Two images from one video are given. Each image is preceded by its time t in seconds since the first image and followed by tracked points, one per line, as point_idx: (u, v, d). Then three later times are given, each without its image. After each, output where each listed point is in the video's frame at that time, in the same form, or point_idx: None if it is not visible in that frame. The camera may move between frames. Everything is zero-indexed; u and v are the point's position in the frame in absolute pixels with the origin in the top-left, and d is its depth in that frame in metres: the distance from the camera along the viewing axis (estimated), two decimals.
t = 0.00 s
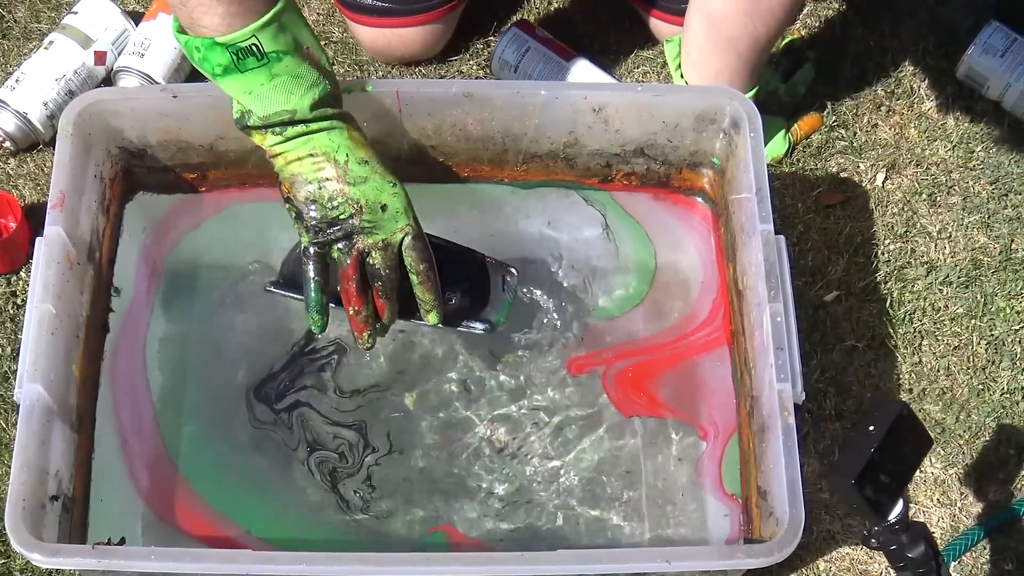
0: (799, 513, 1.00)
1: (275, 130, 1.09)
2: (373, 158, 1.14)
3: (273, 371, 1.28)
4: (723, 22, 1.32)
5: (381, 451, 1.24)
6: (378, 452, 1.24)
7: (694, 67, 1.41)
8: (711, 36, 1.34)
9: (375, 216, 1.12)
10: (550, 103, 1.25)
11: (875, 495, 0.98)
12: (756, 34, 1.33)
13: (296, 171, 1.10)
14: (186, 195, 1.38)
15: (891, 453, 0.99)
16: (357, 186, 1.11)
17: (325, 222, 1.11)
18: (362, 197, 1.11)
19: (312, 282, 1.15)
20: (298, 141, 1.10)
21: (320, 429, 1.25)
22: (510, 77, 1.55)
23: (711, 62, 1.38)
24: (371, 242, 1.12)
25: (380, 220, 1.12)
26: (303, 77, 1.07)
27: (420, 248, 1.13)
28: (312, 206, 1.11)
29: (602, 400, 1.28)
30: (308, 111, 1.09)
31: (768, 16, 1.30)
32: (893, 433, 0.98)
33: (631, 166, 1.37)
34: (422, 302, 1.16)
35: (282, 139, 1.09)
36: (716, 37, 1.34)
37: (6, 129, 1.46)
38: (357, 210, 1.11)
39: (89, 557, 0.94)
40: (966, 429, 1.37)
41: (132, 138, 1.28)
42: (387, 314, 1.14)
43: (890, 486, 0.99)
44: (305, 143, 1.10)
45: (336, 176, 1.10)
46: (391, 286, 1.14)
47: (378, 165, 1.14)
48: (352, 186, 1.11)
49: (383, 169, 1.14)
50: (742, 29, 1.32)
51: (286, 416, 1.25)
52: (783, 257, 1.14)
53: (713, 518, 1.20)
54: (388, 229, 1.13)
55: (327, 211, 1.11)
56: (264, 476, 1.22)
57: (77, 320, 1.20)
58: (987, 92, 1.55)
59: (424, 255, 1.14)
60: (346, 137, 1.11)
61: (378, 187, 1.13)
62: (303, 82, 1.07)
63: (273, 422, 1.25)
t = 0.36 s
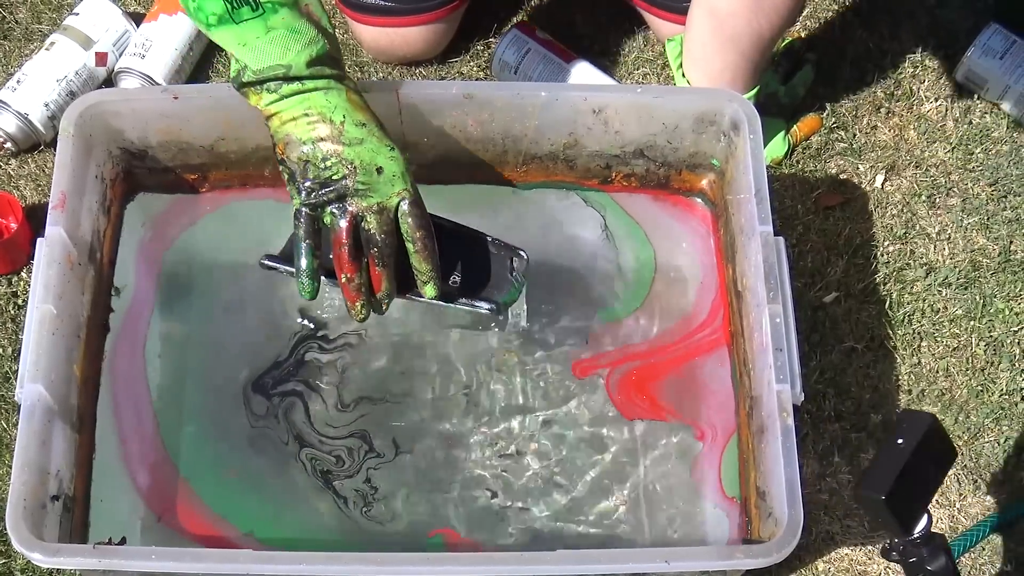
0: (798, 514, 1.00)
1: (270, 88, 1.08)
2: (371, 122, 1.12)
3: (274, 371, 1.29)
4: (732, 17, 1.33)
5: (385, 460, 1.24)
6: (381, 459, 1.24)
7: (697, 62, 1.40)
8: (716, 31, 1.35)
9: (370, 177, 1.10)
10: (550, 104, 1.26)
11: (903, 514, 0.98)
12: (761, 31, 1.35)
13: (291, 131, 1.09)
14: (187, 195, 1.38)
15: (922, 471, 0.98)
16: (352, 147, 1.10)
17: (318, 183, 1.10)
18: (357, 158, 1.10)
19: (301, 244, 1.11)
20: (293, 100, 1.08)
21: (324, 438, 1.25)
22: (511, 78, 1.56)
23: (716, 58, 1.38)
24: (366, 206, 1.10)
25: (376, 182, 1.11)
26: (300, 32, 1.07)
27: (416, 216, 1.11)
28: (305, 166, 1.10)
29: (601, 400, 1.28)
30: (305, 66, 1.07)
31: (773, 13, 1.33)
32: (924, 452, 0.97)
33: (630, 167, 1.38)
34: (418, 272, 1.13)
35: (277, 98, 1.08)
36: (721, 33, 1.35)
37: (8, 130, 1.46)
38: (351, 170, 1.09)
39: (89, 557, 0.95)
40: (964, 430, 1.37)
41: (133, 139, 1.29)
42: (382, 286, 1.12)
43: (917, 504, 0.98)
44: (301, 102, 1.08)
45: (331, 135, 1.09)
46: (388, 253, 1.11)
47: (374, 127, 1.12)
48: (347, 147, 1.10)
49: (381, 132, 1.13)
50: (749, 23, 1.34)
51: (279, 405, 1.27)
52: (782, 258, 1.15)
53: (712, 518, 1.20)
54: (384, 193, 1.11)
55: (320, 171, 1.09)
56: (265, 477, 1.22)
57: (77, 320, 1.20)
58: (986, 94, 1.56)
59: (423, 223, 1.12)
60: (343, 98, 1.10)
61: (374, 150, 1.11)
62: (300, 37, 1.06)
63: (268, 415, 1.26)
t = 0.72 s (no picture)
0: (797, 518, 1.01)
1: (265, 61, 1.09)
2: (354, 104, 1.09)
3: (275, 376, 1.29)
4: (729, 23, 1.33)
5: (389, 475, 1.23)
6: (385, 474, 1.23)
7: (700, 66, 1.41)
8: (717, 35, 1.35)
9: (333, 160, 1.07)
10: (551, 109, 1.26)
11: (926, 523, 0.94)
12: (762, 36, 1.34)
13: (279, 108, 1.10)
14: (188, 200, 1.38)
15: (950, 491, 0.95)
16: (323, 127, 1.07)
17: (289, 163, 1.09)
18: (325, 140, 1.08)
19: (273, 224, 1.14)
20: (284, 73, 1.09)
21: (326, 448, 1.25)
22: (512, 83, 1.56)
23: (718, 61, 1.38)
24: (327, 189, 1.07)
25: (339, 165, 1.07)
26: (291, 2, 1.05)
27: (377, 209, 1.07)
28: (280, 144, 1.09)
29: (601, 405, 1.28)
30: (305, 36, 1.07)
31: (776, 16, 1.31)
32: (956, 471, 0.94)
33: (630, 172, 1.38)
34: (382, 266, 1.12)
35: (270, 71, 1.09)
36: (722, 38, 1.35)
37: (10, 135, 1.47)
38: (316, 151, 1.07)
39: (90, 561, 0.95)
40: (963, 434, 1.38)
41: (135, 144, 1.29)
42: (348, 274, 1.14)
43: (943, 522, 0.95)
44: (289, 77, 1.08)
45: (308, 114, 1.08)
46: (351, 240, 1.09)
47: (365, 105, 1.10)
48: (318, 127, 1.07)
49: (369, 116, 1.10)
50: (747, 31, 1.33)
51: (286, 406, 1.27)
52: (782, 263, 1.16)
53: (713, 523, 1.20)
54: (347, 178, 1.07)
55: (290, 150, 1.08)
56: (266, 480, 1.22)
57: (79, 325, 1.21)
58: (986, 99, 1.56)
59: (388, 215, 1.07)
60: (331, 77, 1.08)
61: (346, 132, 1.08)
62: (292, 7, 1.05)
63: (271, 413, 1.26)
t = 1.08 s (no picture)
0: (793, 519, 1.01)
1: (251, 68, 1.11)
2: (291, 111, 1.04)
3: (271, 381, 1.29)
4: (723, 26, 1.33)
5: (394, 484, 1.23)
6: (390, 482, 1.23)
7: (694, 67, 1.41)
8: (711, 38, 1.35)
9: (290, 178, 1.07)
10: (543, 112, 1.26)
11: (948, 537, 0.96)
12: (755, 40, 1.34)
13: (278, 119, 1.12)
14: (183, 206, 1.38)
15: (973, 503, 0.97)
16: (275, 144, 1.07)
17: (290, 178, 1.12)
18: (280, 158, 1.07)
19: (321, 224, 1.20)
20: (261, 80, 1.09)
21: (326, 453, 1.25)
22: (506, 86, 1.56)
23: (711, 63, 1.39)
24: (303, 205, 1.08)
25: (294, 183, 1.07)
26: None
27: (345, 209, 1.04)
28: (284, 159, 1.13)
29: (597, 407, 1.28)
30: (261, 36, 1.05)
31: (770, 19, 1.31)
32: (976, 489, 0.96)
33: (624, 173, 1.38)
34: (368, 270, 1.11)
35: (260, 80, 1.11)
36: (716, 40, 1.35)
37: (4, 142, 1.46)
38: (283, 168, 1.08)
39: (86, 568, 0.95)
40: (960, 433, 1.38)
41: (128, 150, 1.29)
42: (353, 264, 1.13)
43: (962, 534, 0.96)
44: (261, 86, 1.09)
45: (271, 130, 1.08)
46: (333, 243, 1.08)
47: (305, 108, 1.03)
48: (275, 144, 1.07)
49: (304, 122, 1.03)
50: (740, 35, 1.33)
51: (290, 406, 1.27)
52: (776, 263, 1.16)
53: (710, 524, 1.20)
54: (303, 194, 1.06)
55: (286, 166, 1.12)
56: (262, 485, 1.22)
57: (73, 332, 1.20)
58: (981, 97, 1.56)
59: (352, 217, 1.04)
60: (274, 85, 1.05)
61: (287, 147, 1.05)
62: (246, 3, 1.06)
63: (273, 414, 1.27)
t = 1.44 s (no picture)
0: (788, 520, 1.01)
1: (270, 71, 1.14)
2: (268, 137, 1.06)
3: (265, 391, 1.29)
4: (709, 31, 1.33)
5: (386, 503, 1.22)
6: (382, 501, 1.22)
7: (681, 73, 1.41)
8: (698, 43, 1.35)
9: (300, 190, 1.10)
10: (532, 117, 1.27)
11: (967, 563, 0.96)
12: (741, 43, 1.35)
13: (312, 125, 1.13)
14: (174, 218, 1.38)
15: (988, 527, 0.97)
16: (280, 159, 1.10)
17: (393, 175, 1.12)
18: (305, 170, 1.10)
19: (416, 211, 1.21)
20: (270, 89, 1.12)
21: (317, 466, 1.24)
22: (496, 91, 1.56)
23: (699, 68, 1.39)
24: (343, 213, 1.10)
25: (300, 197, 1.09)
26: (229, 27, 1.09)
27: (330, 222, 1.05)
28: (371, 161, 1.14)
29: (592, 411, 1.28)
30: (249, 63, 1.06)
31: (755, 20, 1.31)
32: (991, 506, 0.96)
33: (614, 177, 1.38)
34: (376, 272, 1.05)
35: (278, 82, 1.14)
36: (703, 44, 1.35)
37: None
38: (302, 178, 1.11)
39: None
40: (954, 430, 1.38)
41: (118, 163, 1.29)
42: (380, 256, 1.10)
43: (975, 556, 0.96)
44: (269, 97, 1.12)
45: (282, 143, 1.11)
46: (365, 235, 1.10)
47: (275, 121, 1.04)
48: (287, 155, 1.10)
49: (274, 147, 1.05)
50: (727, 39, 1.33)
51: (285, 418, 1.27)
52: (766, 264, 1.16)
53: (706, 526, 1.20)
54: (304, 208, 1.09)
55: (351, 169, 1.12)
56: (258, 496, 1.22)
57: (66, 345, 1.21)
58: (970, 94, 1.55)
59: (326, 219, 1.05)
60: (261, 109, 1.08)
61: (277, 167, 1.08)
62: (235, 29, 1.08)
63: (266, 422, 1.27)
